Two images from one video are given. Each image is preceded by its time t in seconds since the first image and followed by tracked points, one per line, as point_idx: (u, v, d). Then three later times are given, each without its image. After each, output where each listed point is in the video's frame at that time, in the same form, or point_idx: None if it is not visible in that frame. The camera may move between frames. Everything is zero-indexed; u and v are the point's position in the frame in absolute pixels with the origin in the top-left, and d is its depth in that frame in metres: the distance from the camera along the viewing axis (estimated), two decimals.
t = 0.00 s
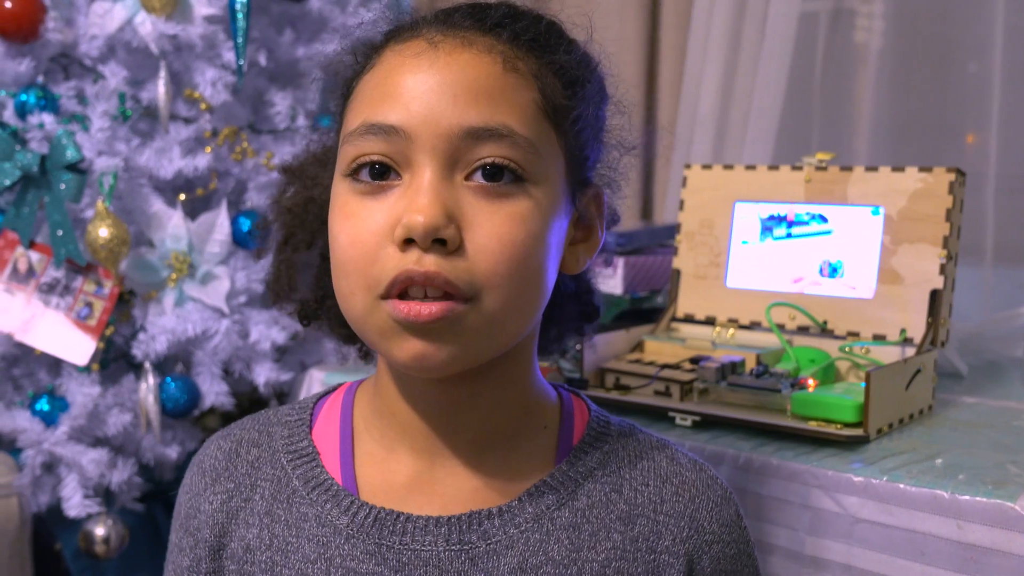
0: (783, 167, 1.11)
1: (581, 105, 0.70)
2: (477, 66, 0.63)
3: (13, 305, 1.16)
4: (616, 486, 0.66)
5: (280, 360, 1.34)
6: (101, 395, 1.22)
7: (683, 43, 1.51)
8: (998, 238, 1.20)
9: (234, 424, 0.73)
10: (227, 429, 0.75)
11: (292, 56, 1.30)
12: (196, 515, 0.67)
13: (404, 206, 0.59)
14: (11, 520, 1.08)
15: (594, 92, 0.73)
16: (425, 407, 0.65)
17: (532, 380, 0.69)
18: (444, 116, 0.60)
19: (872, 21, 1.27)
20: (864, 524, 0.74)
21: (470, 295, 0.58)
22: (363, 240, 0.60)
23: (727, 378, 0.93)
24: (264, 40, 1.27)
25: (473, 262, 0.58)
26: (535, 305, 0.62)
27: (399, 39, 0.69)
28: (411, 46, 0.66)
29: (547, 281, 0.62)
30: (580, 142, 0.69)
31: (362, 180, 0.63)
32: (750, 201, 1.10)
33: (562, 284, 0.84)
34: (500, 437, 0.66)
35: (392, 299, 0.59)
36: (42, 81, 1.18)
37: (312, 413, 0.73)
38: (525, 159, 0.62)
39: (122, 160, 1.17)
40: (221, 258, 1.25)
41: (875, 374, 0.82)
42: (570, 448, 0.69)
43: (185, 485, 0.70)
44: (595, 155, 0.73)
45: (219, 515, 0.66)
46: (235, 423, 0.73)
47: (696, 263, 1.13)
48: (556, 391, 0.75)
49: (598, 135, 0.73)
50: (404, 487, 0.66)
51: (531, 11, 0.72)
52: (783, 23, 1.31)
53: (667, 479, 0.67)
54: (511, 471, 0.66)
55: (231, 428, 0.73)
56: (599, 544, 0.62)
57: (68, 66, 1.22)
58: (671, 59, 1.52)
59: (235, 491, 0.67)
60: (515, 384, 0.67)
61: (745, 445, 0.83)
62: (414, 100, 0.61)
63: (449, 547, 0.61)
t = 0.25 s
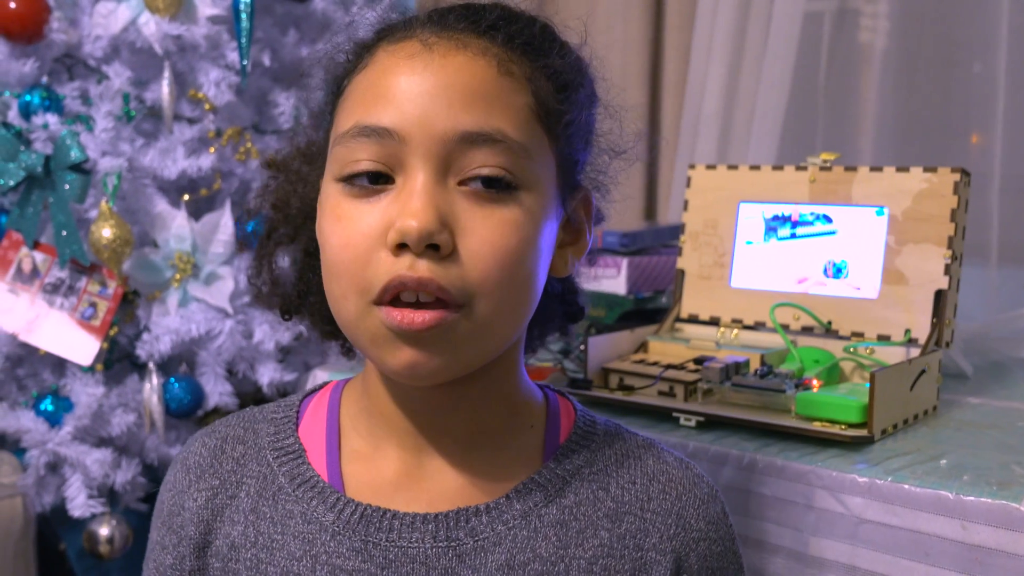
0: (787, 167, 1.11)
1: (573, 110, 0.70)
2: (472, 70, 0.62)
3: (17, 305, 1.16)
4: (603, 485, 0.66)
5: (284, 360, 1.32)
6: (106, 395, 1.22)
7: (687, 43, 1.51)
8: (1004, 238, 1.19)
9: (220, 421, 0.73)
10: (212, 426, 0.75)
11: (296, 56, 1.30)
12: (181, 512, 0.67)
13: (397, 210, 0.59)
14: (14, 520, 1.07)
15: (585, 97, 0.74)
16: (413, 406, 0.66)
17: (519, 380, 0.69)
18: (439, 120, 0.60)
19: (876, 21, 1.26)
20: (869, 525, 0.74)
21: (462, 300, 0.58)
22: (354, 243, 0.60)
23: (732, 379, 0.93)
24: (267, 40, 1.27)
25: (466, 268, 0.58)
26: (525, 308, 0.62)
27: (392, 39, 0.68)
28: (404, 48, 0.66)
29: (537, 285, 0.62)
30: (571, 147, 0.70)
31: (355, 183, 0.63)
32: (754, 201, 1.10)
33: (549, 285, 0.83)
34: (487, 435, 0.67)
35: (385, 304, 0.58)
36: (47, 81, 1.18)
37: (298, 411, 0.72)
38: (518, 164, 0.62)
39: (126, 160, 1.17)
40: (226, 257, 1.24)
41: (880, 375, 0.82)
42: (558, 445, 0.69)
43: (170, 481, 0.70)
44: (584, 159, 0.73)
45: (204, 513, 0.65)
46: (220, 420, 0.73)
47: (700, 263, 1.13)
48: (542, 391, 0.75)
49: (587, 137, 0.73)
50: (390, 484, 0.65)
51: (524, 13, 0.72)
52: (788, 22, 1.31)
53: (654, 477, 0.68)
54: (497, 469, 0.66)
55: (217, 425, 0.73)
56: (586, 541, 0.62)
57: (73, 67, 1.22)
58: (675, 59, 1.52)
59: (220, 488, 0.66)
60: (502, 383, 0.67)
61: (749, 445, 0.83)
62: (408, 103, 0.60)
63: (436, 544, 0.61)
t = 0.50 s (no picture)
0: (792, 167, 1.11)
1: (564, 118, 0.71)
2: (470, 77, 0.62)
3: (22, 305, 1.17)
4: (585, 480, 0.67)
5: (288, 360, 1.31)
6: (110, 395, 1.22)
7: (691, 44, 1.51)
8: (1009, 238, 1.19)
9: (200, 415, 0.72)
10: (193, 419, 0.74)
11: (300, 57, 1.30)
12: (160, 506, 0.66)
13: (393, 215, 0.58)
14: (20, 519, 1.07)
15: (576, 102, 0.74)
16: (398, 402, 0.66)
17: (501, 377, 0.70)
18: (437, 127, 0.60)
19: (880, 21, 1.26)
20: (874, 526, 0.74)
21: (455, 306, 0.58)
22: (347, 246, 0.59)
23: (736, 380, 0.93)
24: (272, 41, 1.27)
25: (461, 275, 0.58)
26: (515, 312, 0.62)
27: (389, 39, 0.68)
28: (400, 50, 0.65)
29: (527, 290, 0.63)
30: (560, 154, 0.70)
31: (349, 185, 0.62)
32: (759, 201, 1.10)
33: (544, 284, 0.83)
34: (470, 431, 0.67)
35: (378, 308, 0.58)
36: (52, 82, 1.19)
37: (280, 405, 0.72)
38: (512, 172, 0.62)
39: (131, 160, 1.18)
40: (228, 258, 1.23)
41: (885, 375, 0.82)
42: (540, 442, 0.69)
43: (148, 474, 0.69)
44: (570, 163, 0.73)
45: (184, 506, 0.65)
46: (201, 415, 0.72)
47: (704, 263, 1.13)
48: (522, 389, 0.75)
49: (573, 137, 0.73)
50: (373, 478, 0.65)
51: (520, 18, 0.72)
52: (793, 23, 1.30)
53: (635, 472, 0.68)
54: (479, 465, 0.67)
55: (197, 419, 0.72)
56: (568, 534, 0.63)
57: (77, 68, 1.22)
58: (679, 59, 1.52)
59: (201, 482, 0.66)
60: (485, 380, 0.67)
61: (753, 446, 0.83)
62: (406, 108, 0.60)
63: (420, 537, 0.61)
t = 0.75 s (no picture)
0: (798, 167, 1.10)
1: (547, 116, 0.71)
2: (461, 78, 0.62)
3: (28, 305, 1.17)
4: (564, 476, 0.68)
5: (293, 360, 1.30)
6: (116, 395, 1.22)
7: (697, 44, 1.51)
8: (1015, 238, 1.19)
9: (179, 416, 0.72)
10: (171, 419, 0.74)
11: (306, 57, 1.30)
12: (141, 506, 0.65)
13: (387, 215, 0.58)
14: (25, 519, 1.09)
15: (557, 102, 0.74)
16: (382, 400, 0.66)
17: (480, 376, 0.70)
18: (431, 127, 0.60)
19: (886, 21, 1.26)
20: (879, 527, 0.73)
21: (449, 305, 0.59)
22: (339, 245, 0.59)
23: (741, 380, 0.92)
24: (277, 41, 1.28)
25: (455, 274, 0.59)
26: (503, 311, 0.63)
27: (378, 37, 0.67)
28: (390, 49, 0.65)
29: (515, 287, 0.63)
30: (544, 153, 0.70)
31: (340, 185, 0.62)
32: (764, 202, 1.10)
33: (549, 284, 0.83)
34: (451, 428, 0.67)
35: (371, 306, 0.59)
36: (58, 83, 1.19)
37: (259, 404, 0.72)
38: (503, 172, 0.63)
39: (137, 161, 1.18)
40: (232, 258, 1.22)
41: (890, 375, 0.81)
42: (518, 441, 0.70)
43: (127, 474, 0.68)
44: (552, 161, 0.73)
45: (166, 507, 0.64)
46: (179, 415, 0.72)
47: (709, 263, 1.13)
48: (501, 387, 0.75)
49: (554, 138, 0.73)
50: (357, 475, 0.66)
51: (508, 19, 0.72)
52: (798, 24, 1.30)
53: (613, 467, 0.70)
54: (459, 461, 0.67)
55: (176, 419, 0.72)
56: (550, 530, 0.64)
57: (83, 68, 1.21)
58: (684, 59, 1.52)
59: (183, 482, 0.65)
60: (466, 377, 0.68)
61: (758, 446, 0.83)
62: (398, 108, 0.60)
63: (405, 535, 0.62)
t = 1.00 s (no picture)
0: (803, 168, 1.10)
1: (555, 116, 0.71)
2: (465, 83, 0.62)
3: (34, 305, 1.17)
4: (586, 476, 0.68)
5: (298, 360, 1.30)
6: (122, 395, 1.23)
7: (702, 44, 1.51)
8: (1021, 239, 1.19)
9: (205, 419, 0.72)
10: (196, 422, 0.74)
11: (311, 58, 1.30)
12: (169, 508, 0.66)
13: (398, 226, 0.59)
14: (32, 518, 1.08)
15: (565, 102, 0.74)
16: (404, 404, 0.66)
17: (501, 377, 0.70)
18: (437, 135, 0.59)
19: (891, 21, 1.26)
20: (884, 527, 0.73)
21: (465, 312, 0.59)
22: (354, 258, 0.59)
23: (746, 381, 0.92)
24: (282, 42, 1.28)
25: (470, 281, 0.59)
26: (521, 312, 0.63)
27: (380, 46, 0.67)
28: (393, 58, 0.64)
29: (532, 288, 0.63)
30: (554, 152, 0.71)
31: (351, 198, 0.62)
32: (769, 202, 1.10)
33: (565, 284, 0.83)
34: (473, 431, 0.67)
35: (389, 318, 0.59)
36: (64, 83, 1.19)
37: (284, 408, 0.72)
38: (512, 175, 0.62)
39: (142, 161, 1.18)
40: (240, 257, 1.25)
41: (895, 376, 0.81)
42: (540, 441, 0.70)
43: (154, 476, 0.69)
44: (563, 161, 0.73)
45: (194, 509, 0.65)
46: (206, 418, 0.72)
47: (714, 264, 1.13)
48: (522, 389, 0.75)
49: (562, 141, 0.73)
50: (382, 478, 0.66)
51: (509, 19, 0.72)
52: (804, 24, 1.31)
53: (633, 468, 0.70)
54: (483, 464, 0.67)
55: (202, 423, 0.72)
56: (574, 530, 0.64)
57: (89, 68, 1.22)
58: (688, 59, 1.52)
59: (210, 484, 0.66)
60: (487, 379, 0.68)
61: (763, 447, 0.83)
62: (403, 118, 0.60)
63: (431, 535, 0.62)
